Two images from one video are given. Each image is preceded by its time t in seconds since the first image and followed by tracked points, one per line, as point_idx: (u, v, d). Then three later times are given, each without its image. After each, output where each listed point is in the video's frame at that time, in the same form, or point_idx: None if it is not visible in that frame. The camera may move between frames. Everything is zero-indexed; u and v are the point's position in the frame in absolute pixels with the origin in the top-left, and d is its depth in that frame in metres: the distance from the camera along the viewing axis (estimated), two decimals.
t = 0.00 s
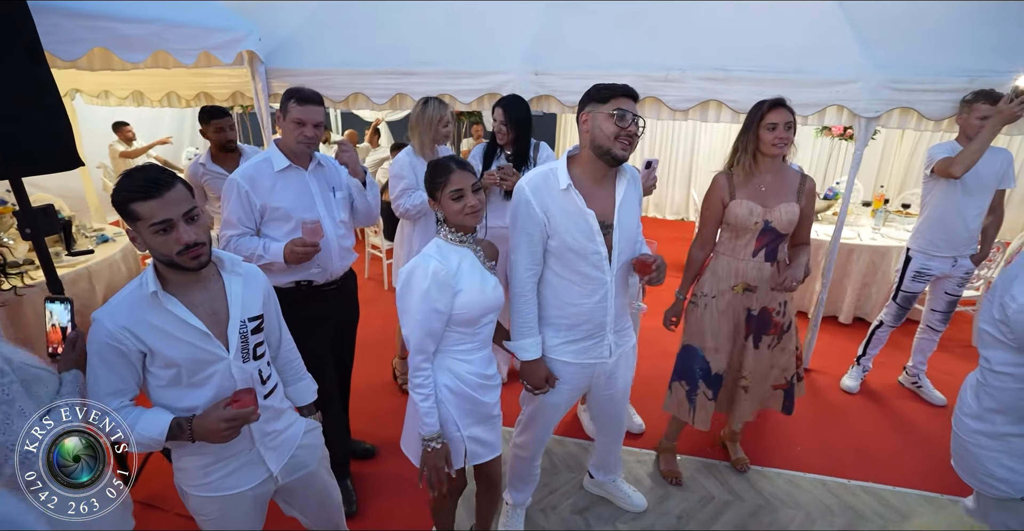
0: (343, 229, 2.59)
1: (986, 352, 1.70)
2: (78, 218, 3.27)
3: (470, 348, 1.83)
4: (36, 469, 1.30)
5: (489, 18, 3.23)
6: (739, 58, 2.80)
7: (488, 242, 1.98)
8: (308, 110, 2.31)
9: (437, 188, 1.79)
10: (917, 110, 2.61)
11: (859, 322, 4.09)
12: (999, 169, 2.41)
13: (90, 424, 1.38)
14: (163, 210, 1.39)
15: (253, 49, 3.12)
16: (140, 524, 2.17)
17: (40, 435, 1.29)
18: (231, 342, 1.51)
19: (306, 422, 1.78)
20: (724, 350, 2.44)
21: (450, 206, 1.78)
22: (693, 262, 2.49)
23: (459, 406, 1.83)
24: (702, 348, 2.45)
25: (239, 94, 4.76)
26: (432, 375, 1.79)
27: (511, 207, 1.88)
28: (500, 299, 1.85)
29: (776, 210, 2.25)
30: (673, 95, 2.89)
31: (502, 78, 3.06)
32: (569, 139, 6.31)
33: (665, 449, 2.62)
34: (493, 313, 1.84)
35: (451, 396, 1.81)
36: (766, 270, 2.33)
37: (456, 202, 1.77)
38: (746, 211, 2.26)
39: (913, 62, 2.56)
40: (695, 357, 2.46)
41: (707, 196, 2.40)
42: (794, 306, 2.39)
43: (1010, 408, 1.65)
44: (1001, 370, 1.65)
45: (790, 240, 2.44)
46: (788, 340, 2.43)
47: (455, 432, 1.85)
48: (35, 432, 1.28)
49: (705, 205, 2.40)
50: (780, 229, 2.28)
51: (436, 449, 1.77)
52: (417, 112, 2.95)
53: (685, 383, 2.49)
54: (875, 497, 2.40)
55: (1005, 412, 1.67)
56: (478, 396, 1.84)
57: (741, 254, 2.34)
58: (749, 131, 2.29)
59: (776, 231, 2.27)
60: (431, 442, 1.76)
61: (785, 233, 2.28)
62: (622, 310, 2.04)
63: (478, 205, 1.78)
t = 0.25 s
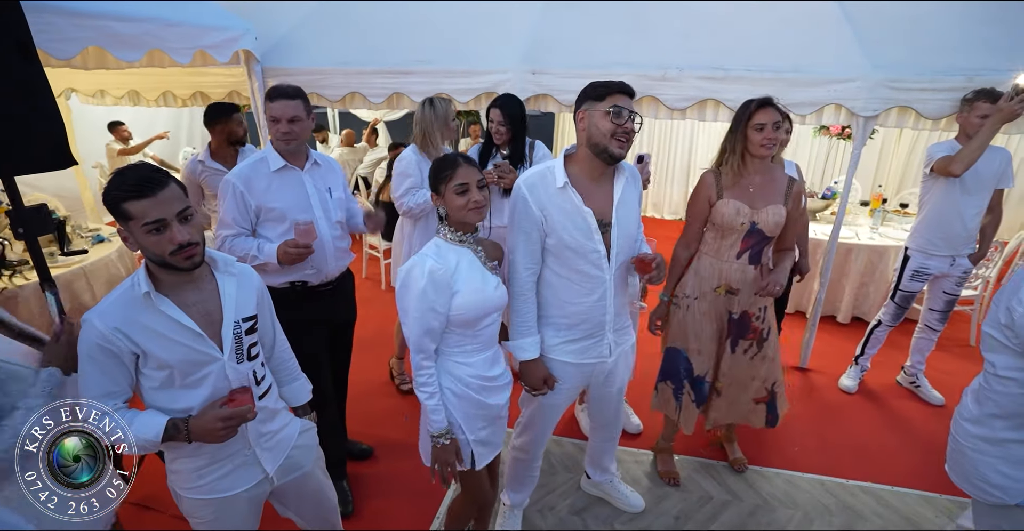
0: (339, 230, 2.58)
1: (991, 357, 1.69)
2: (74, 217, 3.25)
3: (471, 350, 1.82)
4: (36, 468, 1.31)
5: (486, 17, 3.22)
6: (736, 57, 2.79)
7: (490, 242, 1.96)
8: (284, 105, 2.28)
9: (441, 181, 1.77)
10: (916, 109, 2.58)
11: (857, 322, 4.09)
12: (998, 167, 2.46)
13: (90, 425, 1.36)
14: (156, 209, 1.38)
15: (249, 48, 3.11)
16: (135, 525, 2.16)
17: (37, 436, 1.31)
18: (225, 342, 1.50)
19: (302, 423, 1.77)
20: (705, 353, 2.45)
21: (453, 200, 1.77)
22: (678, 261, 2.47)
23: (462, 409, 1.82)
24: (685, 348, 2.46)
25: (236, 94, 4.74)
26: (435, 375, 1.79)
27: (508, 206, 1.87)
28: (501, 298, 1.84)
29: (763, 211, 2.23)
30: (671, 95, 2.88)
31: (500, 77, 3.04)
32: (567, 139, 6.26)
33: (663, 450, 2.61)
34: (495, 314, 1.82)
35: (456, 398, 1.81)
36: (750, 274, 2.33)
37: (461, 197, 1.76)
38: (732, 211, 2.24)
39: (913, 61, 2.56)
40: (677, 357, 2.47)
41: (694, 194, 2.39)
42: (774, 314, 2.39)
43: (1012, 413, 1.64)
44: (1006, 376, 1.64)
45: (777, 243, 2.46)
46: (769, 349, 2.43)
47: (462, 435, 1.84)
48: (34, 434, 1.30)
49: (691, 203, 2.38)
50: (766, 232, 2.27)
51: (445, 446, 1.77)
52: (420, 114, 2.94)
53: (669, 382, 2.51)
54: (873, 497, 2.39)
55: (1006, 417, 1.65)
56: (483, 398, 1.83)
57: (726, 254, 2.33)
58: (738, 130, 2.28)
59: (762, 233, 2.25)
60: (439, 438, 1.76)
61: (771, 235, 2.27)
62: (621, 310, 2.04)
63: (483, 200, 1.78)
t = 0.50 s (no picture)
0: (337, 229, 2.57)
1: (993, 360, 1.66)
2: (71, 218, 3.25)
3: (465, 356, 1.80)
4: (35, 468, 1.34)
5: (484, 16, 3.21)
6: (735, 56, 2.78)
7: (488, 247, 1.94)
8: (270, 105, 2.27)
9: (441, 180, 1.76)
10: (915, 108, 2.53)
11: (857, 322, 4.07)
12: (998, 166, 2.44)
13: (88, 424, 1.37)
14: (150, 209, 1.37)
15: (247, 47, 3.10)
16: (131, 526, 2.16)
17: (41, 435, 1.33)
18: (219, 343, 1.50)
19: (298, 425, 1.76)
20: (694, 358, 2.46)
21: (448, 201, 1.76)
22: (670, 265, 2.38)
23: (460, 413, 1.83)
24: (673, 351, 2.47)
25: (234, 94, 4.73)
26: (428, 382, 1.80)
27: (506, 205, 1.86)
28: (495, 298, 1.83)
29: (757, 214, 2.22)
30: (669, 94, 2.86)
31: (497, 76, 3.03)
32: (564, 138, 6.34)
33: (661, 451, 2.59)
34: (489, 319, 1.81)
35: (452, 402, 1.82)
36: (741, 276, 2.32)
37: (456, 200, 1.75)
38: (729, 214, 2.20)
39: (913, 60, 2.54)
40: (666, 360, 2.47)
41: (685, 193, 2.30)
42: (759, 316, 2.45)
43: (1009, 416, 1.61)
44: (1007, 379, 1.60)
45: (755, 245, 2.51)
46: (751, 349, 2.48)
47: (462, 439, 1.84)
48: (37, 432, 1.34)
49: (680, 204, 2.30)
50: (758, 234, 2.27)
51: (435, 448, 1.78)
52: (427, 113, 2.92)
53: (654, 387, 2.53)
54: (873, 498, 2.38)
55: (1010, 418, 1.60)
56: (481, 402, 1.82)
57: (720, 258, 2.30)
58: (728, 131, 2.25)
59: (755, 235, 2.25)
60: (431, 440, 1.78)
61: (761, 237, 2.28)
62: (621, 308, 2.03)
63: (477, 206, 1.77)
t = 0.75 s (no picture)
0: (337, 229, 2.56)
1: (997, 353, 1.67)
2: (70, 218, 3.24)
3: (459, 354, 1.80)
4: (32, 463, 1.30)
5: (484, 16, 3.20)
6: (736, 56, 2.78)
7: (484, 245, 1.91)
8: (273, 105, 2.27)
9: (437, 176, 1.76)
10: (916, 107, 2.56)
11: (857, 322, 4.07)
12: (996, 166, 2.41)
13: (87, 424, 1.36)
14: (149, 210, 1.37)
15: (247, 47, 3.09)
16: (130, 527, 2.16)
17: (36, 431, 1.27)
18: (217, 344, 1.49)
19: (297, 426, 1.76)
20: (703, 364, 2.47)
21: (443, 198, 1.75)
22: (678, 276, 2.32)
23: (455, 411, 1.84)
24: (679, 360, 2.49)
25: (233, 93, 4.72)
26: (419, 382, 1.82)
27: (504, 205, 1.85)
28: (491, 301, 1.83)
29: (759, 215, 2.25)
30: (670, 94, 2.86)
31: (497, 76, 3.02)
32: (560, 139, 6.74)
33: (662, 451, 2.59)
34: (482, 317, 1.80)
35: (445, 398, 1.83)
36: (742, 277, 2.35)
37: (451, 197, 1.75)
38: (736, 218, 2.20)
39: (913, 61, 2.54)
40: (671, 368, 2.50)
41: (688, 200, 2.27)
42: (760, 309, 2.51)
43: (1015, 403, 1.58)
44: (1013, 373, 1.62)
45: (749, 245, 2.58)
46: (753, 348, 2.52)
47: (453, 434, 1.85)
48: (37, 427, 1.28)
49: (685, 213, 2.26)
50: (759, 234, 2.30)
51: (420, 445, 1.79)
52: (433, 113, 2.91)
53: (657, 398, 2.54)
54: (872, 498, 2.38)
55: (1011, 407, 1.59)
56: (476, 400, 1.81)
57: (726, 262, 2.30)
58: (730, 131, 2.25)
59: (758, 235, 2.28)
60: (415, 437, 1.80)
61: (761, 236, 2.32)
62: (614, 308, 2.04)
63: (472, 203, 1.76)
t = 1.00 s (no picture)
0: (336, 228, 2.57)
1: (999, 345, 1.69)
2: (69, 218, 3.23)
3: (458, 348, 1.80)
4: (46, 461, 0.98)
5: (484, 16, 3.20)
6: (736, 56, 2.77)
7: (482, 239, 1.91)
8: (274, 102, 2.37)
9: (430, 175, 1.76)
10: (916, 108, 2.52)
11: (856, 322, 4.06)
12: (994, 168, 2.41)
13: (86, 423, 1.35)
14: (150, 210, 1.37)
15: (246, 47, 3.10)
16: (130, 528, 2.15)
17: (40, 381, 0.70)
18: (217, 344, 1.50)
19: (297, 426, 1.76)
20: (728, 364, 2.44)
21: (438, 196, 1.75)
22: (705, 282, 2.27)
23: (445, 404, 1.83)
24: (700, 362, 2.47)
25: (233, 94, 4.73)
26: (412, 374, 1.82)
27: (496, 203, 1.85)
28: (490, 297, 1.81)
29: (771, 210, 2.27)
30: (670, 94, 2.86)
31: (497, 76, 3.02)
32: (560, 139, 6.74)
33: (661, 452, 2.61)
34: (480, 313, 1.79)
35: (439, 391, 1.82)
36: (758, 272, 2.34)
37: (447, 194, 1.74)
38: (753, 216, 2.20)
39: (913, 61, 2.55)
40: (695, 373, 2.48)
41: (703, 206, 2.24)
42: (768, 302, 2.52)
43: (1014, 391, 1.58)
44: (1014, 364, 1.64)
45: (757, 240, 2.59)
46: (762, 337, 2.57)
47: (440, 426, 1.86)
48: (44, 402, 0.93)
49: (702, 217, 2.23)
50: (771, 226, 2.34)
51: (408, 440, 1.81)
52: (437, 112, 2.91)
53: (678, 401, 2.49)
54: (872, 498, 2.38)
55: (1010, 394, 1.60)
56: (468, 396, 1.82)
57: (747, 260, 2.29)
58: (735, 132, 2.25)
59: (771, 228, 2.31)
60: (404, 432, 1.81)
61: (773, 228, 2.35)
62: (607, 309, 2.02)
63: (468, 200, 1.76)
